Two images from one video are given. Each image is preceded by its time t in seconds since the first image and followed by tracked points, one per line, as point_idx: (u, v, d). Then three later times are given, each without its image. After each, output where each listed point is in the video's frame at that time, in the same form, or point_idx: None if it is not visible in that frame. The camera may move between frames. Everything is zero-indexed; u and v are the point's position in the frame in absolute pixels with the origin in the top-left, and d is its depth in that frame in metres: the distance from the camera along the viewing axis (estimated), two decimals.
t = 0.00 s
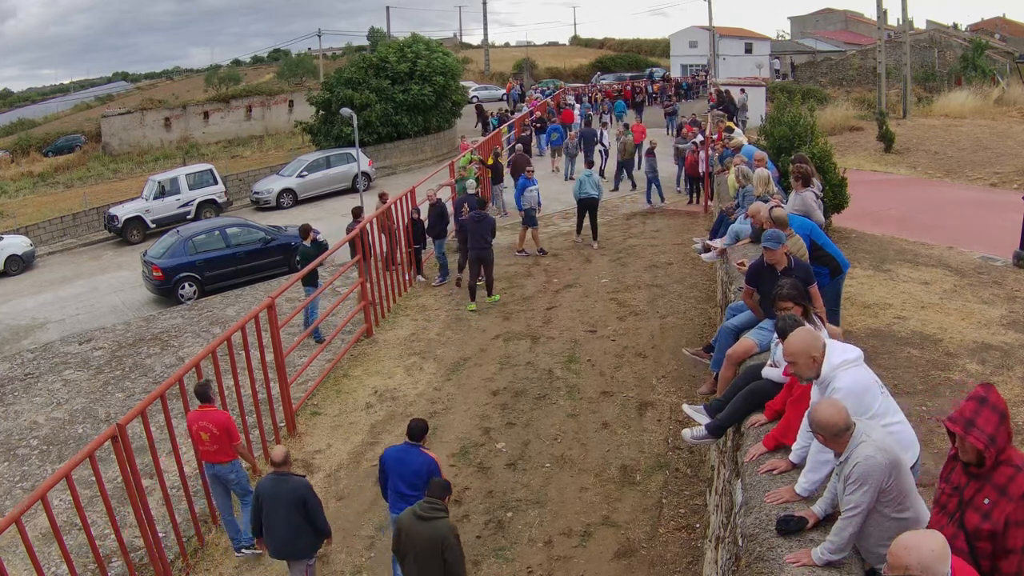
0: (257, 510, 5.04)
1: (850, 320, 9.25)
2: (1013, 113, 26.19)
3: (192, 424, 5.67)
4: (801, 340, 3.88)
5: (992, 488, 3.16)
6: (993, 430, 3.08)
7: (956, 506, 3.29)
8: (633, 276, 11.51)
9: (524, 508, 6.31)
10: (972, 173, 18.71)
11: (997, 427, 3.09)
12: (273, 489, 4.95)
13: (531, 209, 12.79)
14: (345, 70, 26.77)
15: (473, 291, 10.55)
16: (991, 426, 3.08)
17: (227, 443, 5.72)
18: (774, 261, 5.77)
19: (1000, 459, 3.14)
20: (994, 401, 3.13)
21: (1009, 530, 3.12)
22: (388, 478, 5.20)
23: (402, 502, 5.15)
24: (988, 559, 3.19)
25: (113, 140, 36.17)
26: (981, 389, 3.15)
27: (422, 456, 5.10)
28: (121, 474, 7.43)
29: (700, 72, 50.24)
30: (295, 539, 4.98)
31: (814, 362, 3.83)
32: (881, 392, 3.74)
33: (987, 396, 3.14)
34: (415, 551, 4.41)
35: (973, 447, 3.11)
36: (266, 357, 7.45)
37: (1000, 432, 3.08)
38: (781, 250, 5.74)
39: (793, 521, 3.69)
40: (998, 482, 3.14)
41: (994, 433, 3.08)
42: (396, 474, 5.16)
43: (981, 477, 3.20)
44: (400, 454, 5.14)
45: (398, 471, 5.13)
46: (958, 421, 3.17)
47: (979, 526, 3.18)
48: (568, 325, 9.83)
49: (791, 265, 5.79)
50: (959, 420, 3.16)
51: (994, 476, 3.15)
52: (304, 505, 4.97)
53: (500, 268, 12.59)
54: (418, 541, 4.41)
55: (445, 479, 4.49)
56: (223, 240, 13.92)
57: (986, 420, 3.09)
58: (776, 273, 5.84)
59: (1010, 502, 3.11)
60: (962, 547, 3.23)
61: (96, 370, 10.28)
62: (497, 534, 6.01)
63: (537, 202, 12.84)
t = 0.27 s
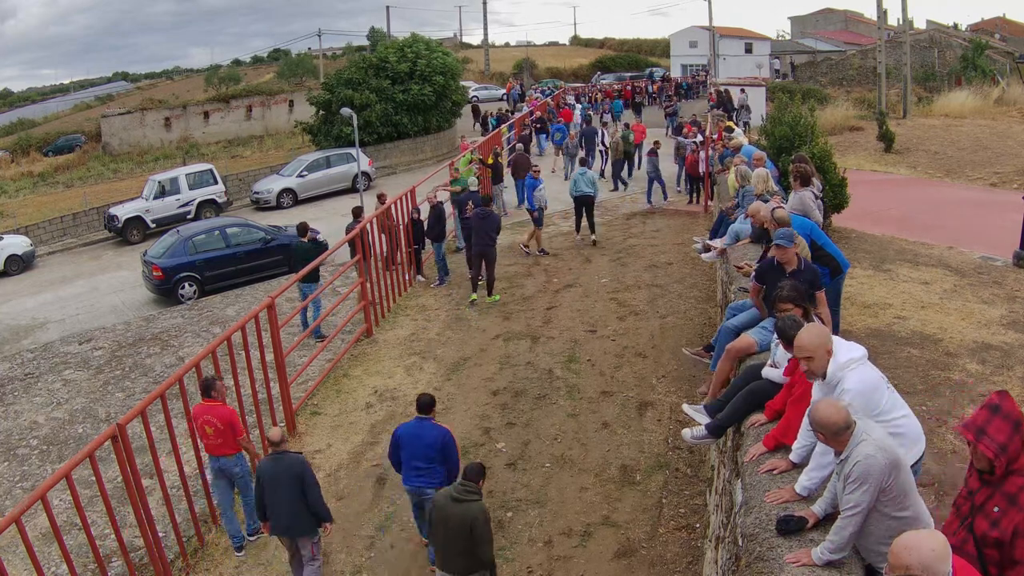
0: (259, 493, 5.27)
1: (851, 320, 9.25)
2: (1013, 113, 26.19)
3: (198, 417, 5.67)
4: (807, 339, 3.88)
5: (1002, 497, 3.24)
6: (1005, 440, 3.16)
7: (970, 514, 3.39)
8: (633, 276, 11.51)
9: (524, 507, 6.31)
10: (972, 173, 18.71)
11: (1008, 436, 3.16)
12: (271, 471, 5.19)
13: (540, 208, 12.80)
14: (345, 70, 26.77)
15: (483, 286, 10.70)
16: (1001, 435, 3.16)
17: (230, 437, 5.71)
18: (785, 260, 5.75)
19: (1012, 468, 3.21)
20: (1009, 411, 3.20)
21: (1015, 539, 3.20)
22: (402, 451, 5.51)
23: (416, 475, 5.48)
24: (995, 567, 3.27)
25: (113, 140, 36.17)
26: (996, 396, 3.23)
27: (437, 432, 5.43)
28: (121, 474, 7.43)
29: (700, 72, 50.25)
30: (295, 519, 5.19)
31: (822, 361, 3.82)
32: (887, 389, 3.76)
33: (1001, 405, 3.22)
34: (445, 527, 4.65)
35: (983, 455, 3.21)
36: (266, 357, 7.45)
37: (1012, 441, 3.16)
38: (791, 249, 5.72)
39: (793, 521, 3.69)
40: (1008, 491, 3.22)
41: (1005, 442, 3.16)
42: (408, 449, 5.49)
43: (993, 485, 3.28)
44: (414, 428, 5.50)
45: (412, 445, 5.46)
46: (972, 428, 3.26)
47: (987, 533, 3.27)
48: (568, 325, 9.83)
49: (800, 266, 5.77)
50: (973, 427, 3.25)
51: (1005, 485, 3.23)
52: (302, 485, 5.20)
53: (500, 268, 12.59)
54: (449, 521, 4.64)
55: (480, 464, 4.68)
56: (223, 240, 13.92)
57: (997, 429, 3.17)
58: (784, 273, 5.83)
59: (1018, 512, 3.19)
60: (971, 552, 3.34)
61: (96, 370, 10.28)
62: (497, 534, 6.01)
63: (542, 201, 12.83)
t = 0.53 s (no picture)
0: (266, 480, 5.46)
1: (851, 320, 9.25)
2: (1013, 113, 26.18)
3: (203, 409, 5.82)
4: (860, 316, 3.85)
5: (1006, 502, 3.22)
6: (1009, 444, 3.14)
7: (976, 518, 3.37)
8: (632, 276, 11.51)
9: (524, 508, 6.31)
10: (972, 173, 18.70)
11: (1015, 441, 3.14)
12: (276, 458, 5.37)
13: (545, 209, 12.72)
14: (345, 70, 26.76)
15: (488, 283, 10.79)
16: (1007, 440, 3.15)
17: (232, 433, 5.80)
18: (801, 264, 5.68)
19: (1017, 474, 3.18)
20: (1018, 417, 3.17)
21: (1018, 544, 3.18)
22: (410, 433, 5.87)
23: (425, 454, 5.82)
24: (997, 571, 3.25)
25: (113, 140, 36.18)
26: (1002, 401, 3.21)
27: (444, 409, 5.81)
28: (121, 474, 7.43)
29: (700, 72, 50.24)
30: (299, 503, 5.38)
31: (878, 340, 3.83)
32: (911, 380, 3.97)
33: (1008, 410, 3.19)
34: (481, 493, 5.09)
35: (988, 460, 3.19)
36: (266, 358, 7.44)
37: (1017, 447, 3.14)
38: (809, 253, 5.64)
39: (793, 521, 3.69)
40: (1013, 497, 3.20)
41: (1010, 447, 3.14)
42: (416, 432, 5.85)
43: (998, 489, 3.26)
44: (418, 409, 5.85)
45: (418, 423, 5.81)
46: (979, 432, 3.24)
47: (990, 537, 3.26)
48: (568, 325, 9.82)
49: (813, 271, 5.71)
50: (979, 431, 3.23)
51: (1010, 491, 3.21)
52: (306, 472, 5.38)
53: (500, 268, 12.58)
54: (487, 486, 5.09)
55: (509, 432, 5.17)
56: (223, 240, 13.92)
57: (1003, 434, 3.15)
58: (797, 276, 5.77)
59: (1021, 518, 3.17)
60: (975, 556, 3.32)
61: (96, 370, 10.28)
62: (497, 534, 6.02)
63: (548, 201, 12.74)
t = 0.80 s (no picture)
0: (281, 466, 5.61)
1: (850, 320, 9.26)
2: (1013, 113, 26.17)
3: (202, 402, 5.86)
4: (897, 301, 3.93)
5: (1007, 497, 3.24)
6: (1011, 439, 3.18)
7: (976, 515, 3.39)
8: (632, 276, 11.51)
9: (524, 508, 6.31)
10: (972, 173, 18.69)
11: (1015, 435, 3.18)
12: (295, 446, 5.53)
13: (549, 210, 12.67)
14: (345, 70, 26.76)
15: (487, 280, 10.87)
16: (1008, 434, 3.18)
17: (227, 429, 5.82)
18: (809, 268, 5.62)
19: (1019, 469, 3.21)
20: (1017, 411, 3.21)
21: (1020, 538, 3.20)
22: (416, 413, 6.05)
23: (432, 432, 6.01)
24: (1001, 567, 3.26)
25: (113, 140, 36.17)
26: (1002, 396, 3.25)
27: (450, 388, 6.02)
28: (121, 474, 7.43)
29: (700, 72, 50.22)
30: (315, 490, 5.54)
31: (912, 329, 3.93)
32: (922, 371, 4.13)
33: (1008, 405, 3.23)
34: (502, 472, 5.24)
35: (989, 454, 3.22)
36: (266, 357, 7.44)
37: (1017, 441, 3.17)
38: (817, 258, 5.57)
39: (793, 521, 3.69)
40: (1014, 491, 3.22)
41: (1010, 441, 3.18)
42: (423, 411, 6.03)
43: (999, 485, 3.29)
44: (426, 388, 6.05)
45: (425, 404, 6.00)
46: (979, 427, 3.28)
47: (992, 532, 3.27)
48: (568, 325, 9.82)
49: (819, 275, 5.67)
50: (979, 426, 3.27)
51: (1012, 485, 3.23)
52: (325, 462, 5.53)
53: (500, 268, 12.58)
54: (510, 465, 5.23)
55: (519, 413, 5.24)
56: (223, 239, 13.92)
57: (1003, 429, 3.19)
58: (803, 280, 5.73)
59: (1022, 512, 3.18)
60: (977, 553, 3.33)
61: (96, 370, 10.27)
62: (497, 534, 6.02)
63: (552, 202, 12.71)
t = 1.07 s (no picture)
0: (294, 452, 5.75)
1: (850, 320, 9.26)
2: (1013, 113, 26.17)
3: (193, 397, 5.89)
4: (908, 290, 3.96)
5: (1006, 487, 3.25)
6: (1006, 427, 3.22)
7: (975, 511, 3.38)
8: (632, 276, 11.51)
9: (525, 508, 6.31)
10: (972, 173, 18.69)
11: (1011, 423, 3.22)
12: (311, 432, 5.71)
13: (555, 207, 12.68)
14: (345, 70, 26.76)
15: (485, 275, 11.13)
16: (1003, 422, 3.23)
17: (214, 427, 5.82)
18: (802, 268, 5.65)
19: (1016, 459, 3.23)
20: (1012, 399, 3.27)
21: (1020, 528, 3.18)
22: (428, 392, 6.35)
23: (442, 413, 6.32)
24: (1001, 559, 3.24)
25: (113, 140, 36.18)
26: (997, 386, 3.31)
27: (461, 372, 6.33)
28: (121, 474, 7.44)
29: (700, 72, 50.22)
30: (329, 475, 5.73)
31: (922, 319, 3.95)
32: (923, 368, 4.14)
33: (1002, 394, 3.29)
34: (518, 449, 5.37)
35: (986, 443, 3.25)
36: (266, 357, 7.45)
37: (1013, 429, 3.21)
38: (810, 256, 5.60)
39: (793, 521, 3.69)
40: (1013, 481, 3.23)
41: (1006, 429, 3.22)
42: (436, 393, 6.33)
43: (997, 476, 3.30)
44: (439, 372, 6.35)
45: (438, 385, 6.31)
46: (975, 418, 3.33)
47: (992, 524, 3.27)
48: (568, 325, 9.82)
49: (815, 274, 5.69)
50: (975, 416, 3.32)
51: (1009, 475, 3.25)
52: (339, 447, 5.71)
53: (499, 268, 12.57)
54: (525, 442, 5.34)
55: (536, 390, 5.42)
56: (223, 239, 13.93)
57: (999, 417, 3.24)
58: (799, 279, 5.75)
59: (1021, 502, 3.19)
60: (977, 546, 3.32)
61: (96, 370, 10.27)
62: (497, 534, 6.02)
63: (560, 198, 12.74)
